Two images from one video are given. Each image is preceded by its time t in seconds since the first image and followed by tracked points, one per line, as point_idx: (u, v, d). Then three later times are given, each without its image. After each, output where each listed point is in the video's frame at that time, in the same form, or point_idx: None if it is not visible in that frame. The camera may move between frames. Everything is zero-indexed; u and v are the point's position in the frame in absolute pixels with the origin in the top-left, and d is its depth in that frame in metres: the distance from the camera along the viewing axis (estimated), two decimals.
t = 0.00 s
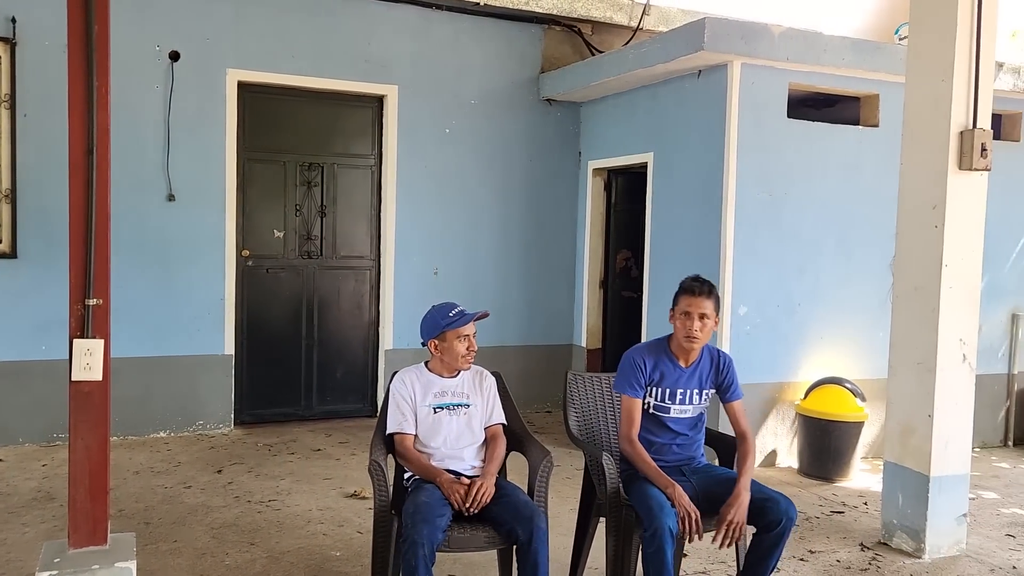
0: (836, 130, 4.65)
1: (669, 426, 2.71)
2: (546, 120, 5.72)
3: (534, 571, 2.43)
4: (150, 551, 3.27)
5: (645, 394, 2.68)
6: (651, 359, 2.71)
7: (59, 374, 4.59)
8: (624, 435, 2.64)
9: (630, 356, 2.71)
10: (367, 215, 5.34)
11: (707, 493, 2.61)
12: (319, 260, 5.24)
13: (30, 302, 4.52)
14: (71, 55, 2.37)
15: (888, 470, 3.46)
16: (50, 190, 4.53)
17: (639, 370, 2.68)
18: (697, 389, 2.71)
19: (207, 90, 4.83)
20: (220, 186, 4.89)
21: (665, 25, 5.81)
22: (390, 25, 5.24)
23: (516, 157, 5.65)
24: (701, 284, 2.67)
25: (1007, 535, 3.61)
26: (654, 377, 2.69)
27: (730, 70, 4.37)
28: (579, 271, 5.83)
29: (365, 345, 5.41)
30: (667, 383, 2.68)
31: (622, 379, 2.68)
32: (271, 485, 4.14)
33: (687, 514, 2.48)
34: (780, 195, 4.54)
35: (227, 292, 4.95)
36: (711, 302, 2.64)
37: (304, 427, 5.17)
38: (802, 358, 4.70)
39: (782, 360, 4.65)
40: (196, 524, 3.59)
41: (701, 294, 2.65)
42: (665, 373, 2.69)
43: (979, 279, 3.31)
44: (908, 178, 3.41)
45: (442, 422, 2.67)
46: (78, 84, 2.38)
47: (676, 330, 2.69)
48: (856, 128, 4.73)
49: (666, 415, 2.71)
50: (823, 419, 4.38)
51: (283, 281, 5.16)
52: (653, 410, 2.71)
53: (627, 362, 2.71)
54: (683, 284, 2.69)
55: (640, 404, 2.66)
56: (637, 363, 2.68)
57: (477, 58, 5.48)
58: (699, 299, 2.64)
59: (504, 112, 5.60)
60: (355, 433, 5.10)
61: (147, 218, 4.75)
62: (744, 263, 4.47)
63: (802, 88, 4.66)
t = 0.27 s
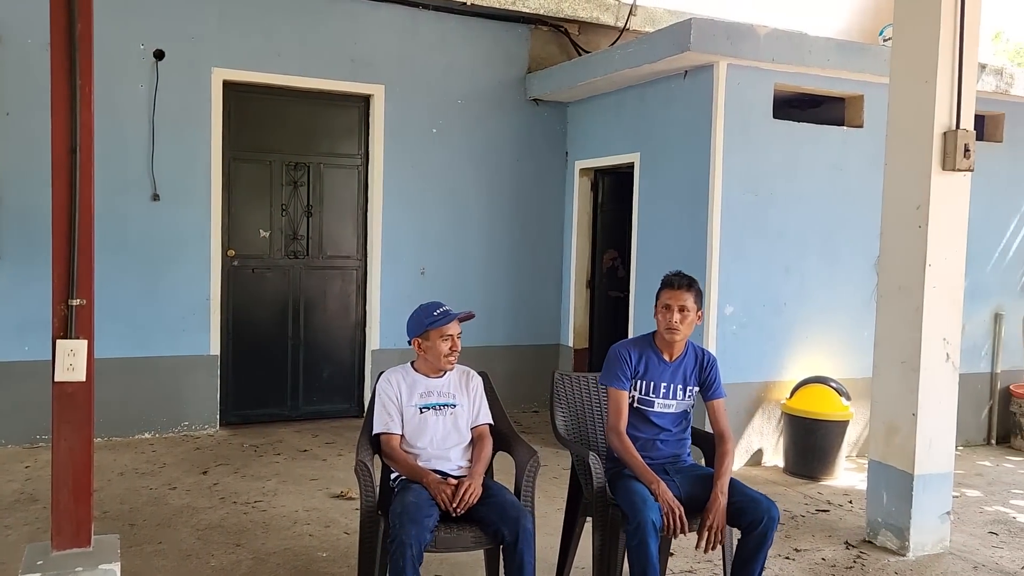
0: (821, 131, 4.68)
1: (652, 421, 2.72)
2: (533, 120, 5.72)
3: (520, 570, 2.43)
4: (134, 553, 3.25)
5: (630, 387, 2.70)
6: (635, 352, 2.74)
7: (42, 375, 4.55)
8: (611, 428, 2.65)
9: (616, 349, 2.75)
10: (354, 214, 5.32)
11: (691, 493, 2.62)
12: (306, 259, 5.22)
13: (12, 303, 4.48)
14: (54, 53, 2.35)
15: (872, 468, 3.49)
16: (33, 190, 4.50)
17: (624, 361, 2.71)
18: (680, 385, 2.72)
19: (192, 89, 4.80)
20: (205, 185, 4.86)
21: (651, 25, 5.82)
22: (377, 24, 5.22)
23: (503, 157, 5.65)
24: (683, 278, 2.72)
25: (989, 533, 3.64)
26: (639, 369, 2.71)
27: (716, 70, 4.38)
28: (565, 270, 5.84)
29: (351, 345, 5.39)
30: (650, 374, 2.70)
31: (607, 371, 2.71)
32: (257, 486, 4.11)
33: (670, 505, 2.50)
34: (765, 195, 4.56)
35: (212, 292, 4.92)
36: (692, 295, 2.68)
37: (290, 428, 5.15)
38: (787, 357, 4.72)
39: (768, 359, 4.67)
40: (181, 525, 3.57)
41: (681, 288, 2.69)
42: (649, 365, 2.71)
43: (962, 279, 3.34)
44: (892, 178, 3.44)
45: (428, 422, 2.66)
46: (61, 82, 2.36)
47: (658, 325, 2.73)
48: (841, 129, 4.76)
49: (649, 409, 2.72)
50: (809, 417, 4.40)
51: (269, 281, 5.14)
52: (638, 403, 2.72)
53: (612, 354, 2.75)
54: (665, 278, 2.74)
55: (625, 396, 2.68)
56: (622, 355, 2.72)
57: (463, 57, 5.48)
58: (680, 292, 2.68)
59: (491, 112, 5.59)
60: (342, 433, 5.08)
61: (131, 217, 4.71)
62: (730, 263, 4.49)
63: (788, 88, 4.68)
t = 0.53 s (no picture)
0: (811, 132, 4.70)
1: (646, 420, 2.73)
2: (525, 120, 5.73)
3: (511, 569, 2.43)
4: (124, 555, 3.23)
5: (628, 386, 2.71)
6: (633, 352, 2.75)
7: (31, 376, 4.52)
8: (607, 422, 2.66)
9: (616, 346, 2.78)
10: (345, 214, 5.31)
11: (681, 495, 2.62)
12: (297, 259, 5.21)
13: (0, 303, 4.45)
14: (44, 52, 2.34)
15: (862, 468, 3.51)
16: (21, 189, 4.47)
17: (623, 359, 2.72)
18: (677, 388, 2.72)
19: (182, 89, 4.78)
20: (196, 185, 4.84)
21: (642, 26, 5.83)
22: (368, 24, 5.22)
23: (494, 157, 5.65)
24: (683, 287, 2.68)
25: (978, 532, 3.67)
26: (637, 369, 2.72)
27: (707, 71, 4.39)
28: (557, 271, 5.84)
29: (342, 345, 5.39)
30: (647, 375, 2.71)
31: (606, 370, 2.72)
32: (248, 487, 4.10)
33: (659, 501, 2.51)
34: (756, 195, 4.58)
35: (202, 292, 4.90)
36: (689, 306, 2.65)
37: (281, 428, 5.14)
38: (778, 357, 4.74)
39: (758, 359, 4.69)
40: (172, 526, 3.55)
41: (678, 298, 2.66)
42: (646, 366, 2.72)
43: (951, 279, 3.36)
44: (882, 178, 3.45)
45: (420, 422, 2.66)
46: (51, 81, 2.34)
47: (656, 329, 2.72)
48: (831, 129, 4.78)
49: (643, 409, 2.72)
50: (800, 417, 4.42)
51: (260, 281, 5.12)
52: (632, 402, 2.73)
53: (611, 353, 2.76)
54: (666, 284, 2.71)
55: (624, 393, 2.69)
56: (621, 353, 2.73)
57: (455, 57, 5.48)
58: (676, 302, 2.65)
59: (482, 112, 5.59)
60: (333, 433, 5.07)
61: (121, 217, 4.69)
62: (721, 264, 4.51)
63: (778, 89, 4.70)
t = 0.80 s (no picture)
0: (806, 132, 4.71)
1: (642, 423, 2.73)
2: (520, 120, 5.73)
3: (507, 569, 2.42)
4: (119, 556, 3.23)
5: (622, 391, 2.71)
6: (630, 356, 2.72)
7: (25, 376, 4.50)
8: (597, 428, 2.66)
9: (612, 350, 2.75)
10: (340, 215, 5.30)
11: (676, 494, 2.63)
12: (292, 260, 5.20)
13: None
14: (37, 51, 2.32)
15: (856, 468, 3.51)
16: (15, 189, 4.46)
17: (618, 365, 2.70)
18: (672, 391, 2.72)
19: (176, 88, 4.77)
20: (190, 185, 4.83)
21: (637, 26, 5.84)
22: (363, 24, 5.21)
23: (490, 157, 5.65)
24: (693, 300, 2.58)
25: (972, 531, 3.68)
26: (631, 374, 2.71)
27: (702, 71, 4.40)
28: (552, 271, 5.85)
29: (337, 345, 5.38)
30: (643, 380, 2.70)
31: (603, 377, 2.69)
32: (243, 487, 4.09)
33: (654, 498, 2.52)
34: (751, 196, 4.59)
35: (197, 292, 4.89)
36: (700, 321, 2.58)
37: (276, 428, 5.13)
38: (773, 358, 4.75)
39: (754, 359, 4.69)
40: (167, 527, 3.54)
41: (690, 314, 2.58)
42: (642, 371, 2.71)
43: (945, 280, 3.37)
44: (877, 178, 3.46)
45: (416, 422, 2.66)
46: (44, 80, 2.33)
47: (661, 337, 2.66)
48: (826, 130, 4.79)
49: (638, 412, 2.72)
50: (795, 417, 4.42)
51: (255, 281, 5.11)
52: (627, 406, 2.73)
53: (608, 359, 2.72)
54: (674, 296, 2.60)
55: (616, 399, 2.69)
56: (616, 359, 2.71)
57: (450, 57, 5.47)
58: (687, 318, 2.58)
59: (477, 112, 5.59)
60: (328, 434, 5.07)
61: (115, 217, 4.68)
62: (716, 264, 4.51)
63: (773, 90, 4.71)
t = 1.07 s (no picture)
0: (805, 132, 4.71)
1: (643, 430, 2.73)
2: (519, 120, 5.73)
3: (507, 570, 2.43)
4: (118, 556, 3.22)
5: (622, 401, 2.69)
6: (629, 366, 2.70)
7: (24, 376, 4.50)
8: (597, 437, 2.65)
9: (611, 360, 2.71)
10: (340, 215, 5.30)
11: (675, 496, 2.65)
12: (291, 260, 5.20)
13: None
14: (36, 52, 2.32)
15: (855, 468, 3.52)
16: (14, 189, 4.45)
17: (618, 377, 2.68)
18: (672, 397, 2.73)
19: (175, 88, 4.76)
20: (189, 185, 4.83)
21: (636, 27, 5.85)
22: (362, 24, 5.21)
23: (489, 157, 5.65)
24: (693, 312, 2.55)
25: (971, 531, 3.68)
26: (632, 384, 2.69)
27: (701, 71, 4.40)
28: (551, 271, 5.85)
29: (336, 346, 5.37)
30: (644, 389, 2.68)
31: (603, 388, 2.66)
32: (242, 487, 4.09)
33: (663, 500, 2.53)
34: (750, 196, 4.59)
35: (196, 292, 4.88)
36: (701, 331, 2.57)
37: (276, 429, 5.13)
38: (772, 358, 4.75)
39: (753, 360, 4.70)
40: (166, 527, 3.54)
41: (692, 326, 2.55)
42: (643, 380, 2.69)
43: (944, 280, 3.37)
44: (875, 179, 3.46)
45: (415, 422, 2.66)
46: (43, 80, 2.33)
47: (661, 345, 2.64)
48: (825, 130, 4.79)
49: (639, 420, 2.72)
50: (793, 417, 4.43)
51: (254, 281, 5.11)
52: (628, 414, 2.72)
53: (607, 369, 2.69)
54: (675, 306, 2.57)
55: (616, 410, 2.67)
56: (616, 370, 2.68)
57: (449, 57, 5.47)
58: (688, 330, 2.56)
59: (476, 112, 5.59)
60: (327, 434, 5.06)
61: (114, 217, 4.68)
62: (715, 264, 4.52)
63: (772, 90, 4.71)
